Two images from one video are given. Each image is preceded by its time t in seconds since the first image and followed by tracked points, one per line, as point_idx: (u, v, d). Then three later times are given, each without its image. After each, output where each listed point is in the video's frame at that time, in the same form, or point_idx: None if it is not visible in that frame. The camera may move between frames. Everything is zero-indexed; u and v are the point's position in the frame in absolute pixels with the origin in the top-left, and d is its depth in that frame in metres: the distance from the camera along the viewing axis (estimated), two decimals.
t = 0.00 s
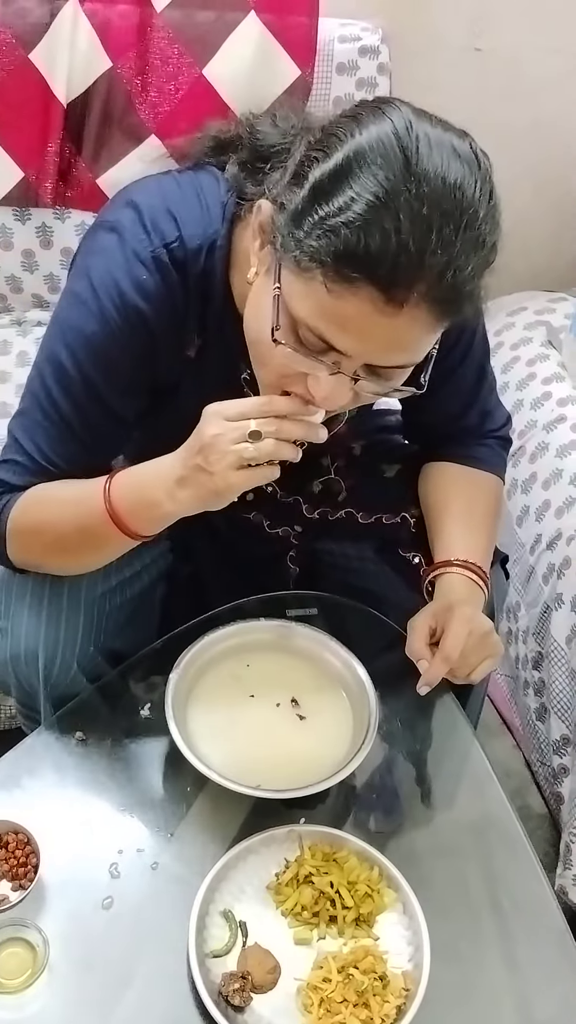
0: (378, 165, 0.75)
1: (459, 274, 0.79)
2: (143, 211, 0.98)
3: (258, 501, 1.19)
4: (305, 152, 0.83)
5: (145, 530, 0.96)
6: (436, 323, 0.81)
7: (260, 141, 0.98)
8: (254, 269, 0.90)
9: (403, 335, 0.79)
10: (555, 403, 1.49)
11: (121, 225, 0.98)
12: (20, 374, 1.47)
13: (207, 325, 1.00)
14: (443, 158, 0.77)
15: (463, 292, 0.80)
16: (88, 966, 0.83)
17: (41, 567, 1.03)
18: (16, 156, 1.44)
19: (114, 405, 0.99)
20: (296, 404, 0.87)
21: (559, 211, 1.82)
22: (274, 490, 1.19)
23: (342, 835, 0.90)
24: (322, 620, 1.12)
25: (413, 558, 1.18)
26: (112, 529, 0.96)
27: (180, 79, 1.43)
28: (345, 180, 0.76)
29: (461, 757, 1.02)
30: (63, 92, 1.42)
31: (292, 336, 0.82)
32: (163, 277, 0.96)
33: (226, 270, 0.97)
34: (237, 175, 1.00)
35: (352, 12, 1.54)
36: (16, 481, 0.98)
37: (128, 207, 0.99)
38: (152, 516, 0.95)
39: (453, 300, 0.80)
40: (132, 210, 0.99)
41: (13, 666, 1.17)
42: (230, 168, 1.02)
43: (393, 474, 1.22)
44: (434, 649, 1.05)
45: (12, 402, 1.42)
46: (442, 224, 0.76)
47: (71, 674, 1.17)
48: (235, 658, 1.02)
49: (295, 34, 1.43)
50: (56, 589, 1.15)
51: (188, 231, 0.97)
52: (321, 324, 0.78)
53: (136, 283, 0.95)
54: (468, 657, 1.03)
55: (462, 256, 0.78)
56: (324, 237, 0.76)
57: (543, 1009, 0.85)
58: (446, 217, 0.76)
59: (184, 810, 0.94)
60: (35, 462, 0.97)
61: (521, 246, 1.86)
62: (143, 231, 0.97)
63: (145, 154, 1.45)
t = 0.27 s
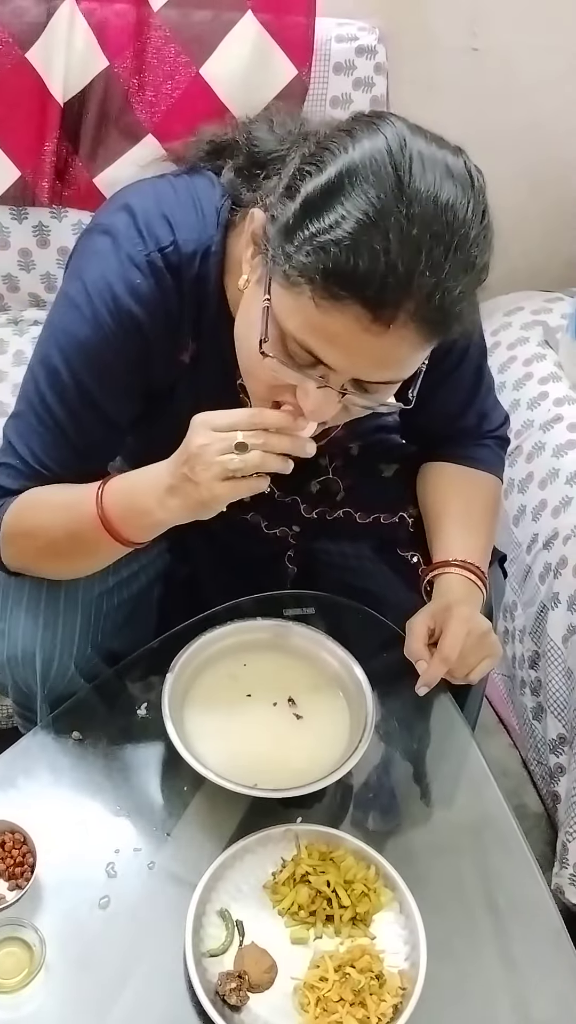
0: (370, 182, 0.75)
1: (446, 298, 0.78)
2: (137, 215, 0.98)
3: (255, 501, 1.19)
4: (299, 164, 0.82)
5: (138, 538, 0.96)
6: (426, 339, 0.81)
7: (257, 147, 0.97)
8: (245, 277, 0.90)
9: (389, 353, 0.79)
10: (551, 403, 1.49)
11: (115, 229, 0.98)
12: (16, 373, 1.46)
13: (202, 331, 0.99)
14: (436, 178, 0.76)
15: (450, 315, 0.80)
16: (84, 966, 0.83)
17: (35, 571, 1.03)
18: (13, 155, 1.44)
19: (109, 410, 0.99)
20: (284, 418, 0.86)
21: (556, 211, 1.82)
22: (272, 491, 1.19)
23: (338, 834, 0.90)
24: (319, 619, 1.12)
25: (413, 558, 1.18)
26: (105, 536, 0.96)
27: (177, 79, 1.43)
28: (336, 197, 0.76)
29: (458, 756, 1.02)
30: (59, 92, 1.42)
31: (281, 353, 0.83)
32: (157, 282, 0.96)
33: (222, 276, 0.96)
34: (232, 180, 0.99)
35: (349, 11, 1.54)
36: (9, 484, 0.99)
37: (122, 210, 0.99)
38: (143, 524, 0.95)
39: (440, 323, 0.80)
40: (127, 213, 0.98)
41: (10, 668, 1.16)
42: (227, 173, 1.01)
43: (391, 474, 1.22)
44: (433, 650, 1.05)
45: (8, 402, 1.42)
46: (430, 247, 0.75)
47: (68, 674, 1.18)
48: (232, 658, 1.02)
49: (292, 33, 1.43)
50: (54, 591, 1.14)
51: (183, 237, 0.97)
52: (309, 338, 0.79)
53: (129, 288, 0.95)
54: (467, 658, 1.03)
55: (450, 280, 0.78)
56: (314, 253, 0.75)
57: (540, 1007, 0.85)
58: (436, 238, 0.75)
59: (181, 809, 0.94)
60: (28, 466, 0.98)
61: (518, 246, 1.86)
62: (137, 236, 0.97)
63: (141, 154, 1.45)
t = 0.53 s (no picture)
0: (374, 176, 0.75)
1: (446, 295, 0.79)
2: (132, 215, 0.98)
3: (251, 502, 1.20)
4: (302, 158, 0.83)
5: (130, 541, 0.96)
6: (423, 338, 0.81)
7: (254, 145, 0.98)
8: (241, 271, 0.90)
9: (387, 348, 0.79)
10: (548, 402, 1.49)
11: (110, 230, 0.98)
12: (12, 372, 1.46)
13: (196, 332, 1.00)
14: (439, 175, 0.77)
15: (449, 313, 0.80)
16: (81, 964, 0.83)
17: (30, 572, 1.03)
18: (9, 153, 1.44)
19: (104, 411, 0.99)
20: (279, 425, 0.84)
21: (553, 210, 1.82)
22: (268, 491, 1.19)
23: (335, 833, 0.90)
24: (316, 618, 1.13)
25: (410, 557, 1.19)
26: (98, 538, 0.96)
27: (173, 77, 1.42)
28: (340, 188, 0.76)
29: (454, 754, 1.03)
30: (56, 90, 1.42)
31: (276, 340, 0.83)
32: (152, 281, 0.96)
33: (215, 278, 0.97)
34: (229, 178, 0.99)
35: (346, 10, 1.54)
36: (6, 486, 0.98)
37: (117, 211, 0.99)
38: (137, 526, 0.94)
39: (441, 321, 0.80)
40: (121, 214, 0.99)
41: (5, 667, 1.16)
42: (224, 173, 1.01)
43: (387, 472, 1.23)
44: (432, 650, 1.05)
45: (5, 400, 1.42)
46: (432, 242, 0.76)
47: (64, 674, 1.17)
48: (229, 657, 1.02)
49: (289, 31, 1.43)
50: (49, 589, 1.15)
51: (177, 237, 0.97)
52: (308, 329, 0.78)
53: (124, 288, 0.95)
54: (465, 658, 1.04)
55: (451, 277, 0.78)
56: (316, 244, 0.76)
57: (536, 1005, 0.86)
58: (438, 233, 0.76)
59: (177, 809, 0.94)
60: (25, 467, 0.97)
61: (514, 245, 1.86)
62: (132, 236, 0.97)
63: (137, 152, 1.44)
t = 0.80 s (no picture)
0: (378, 163, 0.74)
1: (451, 283, 0.78)
2: (134, 211, 0.97)
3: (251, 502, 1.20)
4: (304, 148, 0.82)
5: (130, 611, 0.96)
6: (425, 328, 0.80)
7: (254, 141, 0.98)
8: (242, 265, 0.90)
9: (391, 337, 0.79)
10: (547, 401, 1.49)
11: (112, 225, 0.97)
12: (11, 369, 1.46)
13: (196, 330, 0.99)
14: (443, 163, 0.76)
15: (452, 303, 0.80)
16: (80, 963, 0.83)
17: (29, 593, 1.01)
18: (8, 150, 1.44)
19: (102, 407, 0.99)
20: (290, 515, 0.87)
21: (553, 208, 1.82)
22: (267, 490, 1.19)
23: (335, 832, 0.90)
24: (315, 617, 1.12)
25: (409, 557, 1.18)
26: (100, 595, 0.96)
27: (173, 74, 1.42)
28: (344, 176, 0.75)
29: (454, 753, 1.02)
30: (55, 87, 1.42)
31: (278, 330, 0.83)
32: (153, 277, 0.95)
33: (217, 275, 0.96)
34: (231, 174, 0.99)
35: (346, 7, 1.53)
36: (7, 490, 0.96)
37: (119, 207, 0.98)
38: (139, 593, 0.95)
39: (444, 309, 0.79)
40: (123, 209, 0.98)
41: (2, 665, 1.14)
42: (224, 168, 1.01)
43: (387, 471, 1.23)
44: (431, 649, 1.05)
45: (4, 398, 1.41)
46: (437, 230, 0.75)
47: (60, 674, 1.14)
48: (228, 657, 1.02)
49: (288, 28, 1.43)
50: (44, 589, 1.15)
51: (178, 233, 0.96)
52: (309, 319, 0.79)
53: (125, 284, 0.94)
54: (464, 658, 1.03)
55: (455, 266, 0.78)
56: (319, 231, 0.75)
57: (536, 1005, 0.85)
58: (442, 221, 0.75)
59: (176, 809, 0.94)
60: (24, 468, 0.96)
61: (514, 243, 1.86)
62: (133, 231, 0.96)
63: (136, 148, 1.43)
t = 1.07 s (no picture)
0: (368, 144, 0.71)
1: (459, 253, 0.75)
2: (130, 196, 0.92)
3: (249, 496, 1.18)
4: (290, 136, 0.79)
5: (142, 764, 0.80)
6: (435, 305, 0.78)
7: (244, 122, 0.95)
8: (246, 258, 0.86)
9: (403, 316, 0.76)
10: (546, 397, 1.48)
11: (110, 212, 0.91)
12: (9, 366, 1.46)
13: (200, 316, 0.95)
14: (433, 134, 0.72)
15: (462, 271, 0.77)
16: (79, 961, 0.82)
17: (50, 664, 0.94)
18: (6, 147, 1.43)
19: (120, 404, 0.91)
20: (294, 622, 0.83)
21: (552, 204, 1.82)
22: (266, 488, 1.18)
23: (334, 828, 0.90)
24: (314, 613, 1.12)
25: (408, 557, 1.17)
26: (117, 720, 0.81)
27: (171, 69, 1.42)
28: (336, 164, 0.72)
29: (453, 749, 1.02)
30: (53, 83, 1.41)
31: (292, 321, 0.80)
32: (157, 263, 0.91)
33: (219, 258, 0.92)
34: (222, 161, 0.95)
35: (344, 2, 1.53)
36: (30, 509, 0.84)
37: (115, 193, 0.93)
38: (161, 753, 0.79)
39: (455, 282, 0.77)
40: (119, 196, 0.93)
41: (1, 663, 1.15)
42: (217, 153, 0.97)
43: (386, 468, 1.22)
44: (436, 658, 1.03)
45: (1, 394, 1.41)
46: (436, 205, 0.72)
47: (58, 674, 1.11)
48: (227, 652, 1.02)
49: (286, 24, 1.42)
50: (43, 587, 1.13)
51: (178, 216, 0.92)
52: (320, 309, 0.76)
53: (131, 272, 0.89)
54: (469, 664, 1.03)
55: (459, 236, 0.75)
56: (318, 224, 0.72)
57: (534, 1002, 0.85)
58: (441, 195, 0.72)
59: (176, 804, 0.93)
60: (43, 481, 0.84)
61: (512, 239, 1.86)
62: (133, 218, 0.91)
63: (134, 144, 1.44)
